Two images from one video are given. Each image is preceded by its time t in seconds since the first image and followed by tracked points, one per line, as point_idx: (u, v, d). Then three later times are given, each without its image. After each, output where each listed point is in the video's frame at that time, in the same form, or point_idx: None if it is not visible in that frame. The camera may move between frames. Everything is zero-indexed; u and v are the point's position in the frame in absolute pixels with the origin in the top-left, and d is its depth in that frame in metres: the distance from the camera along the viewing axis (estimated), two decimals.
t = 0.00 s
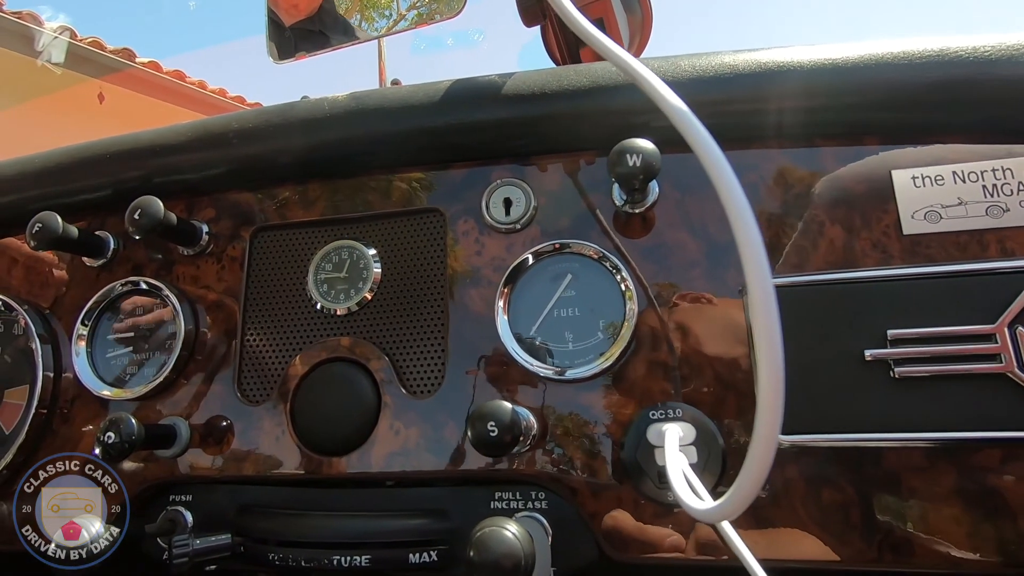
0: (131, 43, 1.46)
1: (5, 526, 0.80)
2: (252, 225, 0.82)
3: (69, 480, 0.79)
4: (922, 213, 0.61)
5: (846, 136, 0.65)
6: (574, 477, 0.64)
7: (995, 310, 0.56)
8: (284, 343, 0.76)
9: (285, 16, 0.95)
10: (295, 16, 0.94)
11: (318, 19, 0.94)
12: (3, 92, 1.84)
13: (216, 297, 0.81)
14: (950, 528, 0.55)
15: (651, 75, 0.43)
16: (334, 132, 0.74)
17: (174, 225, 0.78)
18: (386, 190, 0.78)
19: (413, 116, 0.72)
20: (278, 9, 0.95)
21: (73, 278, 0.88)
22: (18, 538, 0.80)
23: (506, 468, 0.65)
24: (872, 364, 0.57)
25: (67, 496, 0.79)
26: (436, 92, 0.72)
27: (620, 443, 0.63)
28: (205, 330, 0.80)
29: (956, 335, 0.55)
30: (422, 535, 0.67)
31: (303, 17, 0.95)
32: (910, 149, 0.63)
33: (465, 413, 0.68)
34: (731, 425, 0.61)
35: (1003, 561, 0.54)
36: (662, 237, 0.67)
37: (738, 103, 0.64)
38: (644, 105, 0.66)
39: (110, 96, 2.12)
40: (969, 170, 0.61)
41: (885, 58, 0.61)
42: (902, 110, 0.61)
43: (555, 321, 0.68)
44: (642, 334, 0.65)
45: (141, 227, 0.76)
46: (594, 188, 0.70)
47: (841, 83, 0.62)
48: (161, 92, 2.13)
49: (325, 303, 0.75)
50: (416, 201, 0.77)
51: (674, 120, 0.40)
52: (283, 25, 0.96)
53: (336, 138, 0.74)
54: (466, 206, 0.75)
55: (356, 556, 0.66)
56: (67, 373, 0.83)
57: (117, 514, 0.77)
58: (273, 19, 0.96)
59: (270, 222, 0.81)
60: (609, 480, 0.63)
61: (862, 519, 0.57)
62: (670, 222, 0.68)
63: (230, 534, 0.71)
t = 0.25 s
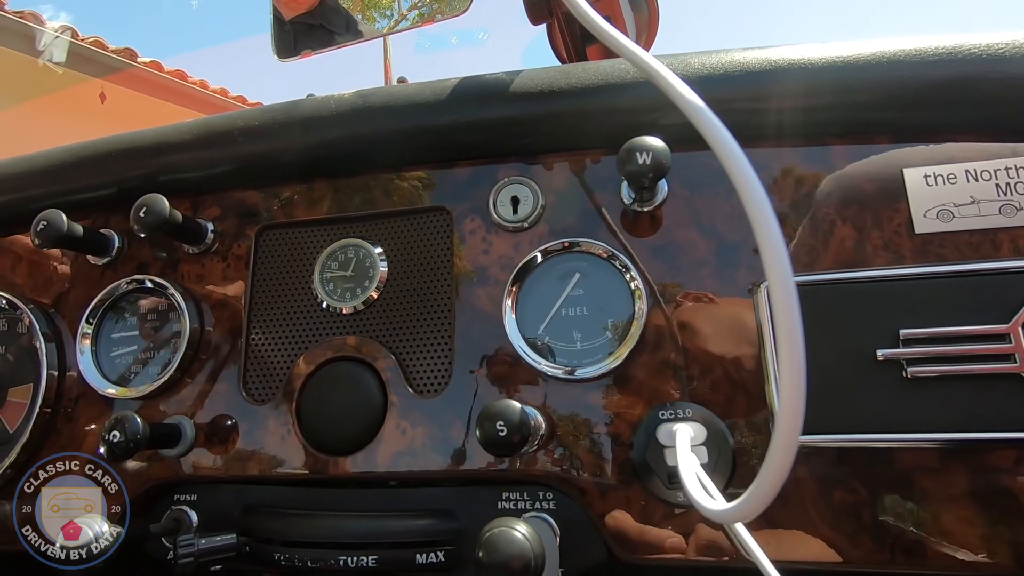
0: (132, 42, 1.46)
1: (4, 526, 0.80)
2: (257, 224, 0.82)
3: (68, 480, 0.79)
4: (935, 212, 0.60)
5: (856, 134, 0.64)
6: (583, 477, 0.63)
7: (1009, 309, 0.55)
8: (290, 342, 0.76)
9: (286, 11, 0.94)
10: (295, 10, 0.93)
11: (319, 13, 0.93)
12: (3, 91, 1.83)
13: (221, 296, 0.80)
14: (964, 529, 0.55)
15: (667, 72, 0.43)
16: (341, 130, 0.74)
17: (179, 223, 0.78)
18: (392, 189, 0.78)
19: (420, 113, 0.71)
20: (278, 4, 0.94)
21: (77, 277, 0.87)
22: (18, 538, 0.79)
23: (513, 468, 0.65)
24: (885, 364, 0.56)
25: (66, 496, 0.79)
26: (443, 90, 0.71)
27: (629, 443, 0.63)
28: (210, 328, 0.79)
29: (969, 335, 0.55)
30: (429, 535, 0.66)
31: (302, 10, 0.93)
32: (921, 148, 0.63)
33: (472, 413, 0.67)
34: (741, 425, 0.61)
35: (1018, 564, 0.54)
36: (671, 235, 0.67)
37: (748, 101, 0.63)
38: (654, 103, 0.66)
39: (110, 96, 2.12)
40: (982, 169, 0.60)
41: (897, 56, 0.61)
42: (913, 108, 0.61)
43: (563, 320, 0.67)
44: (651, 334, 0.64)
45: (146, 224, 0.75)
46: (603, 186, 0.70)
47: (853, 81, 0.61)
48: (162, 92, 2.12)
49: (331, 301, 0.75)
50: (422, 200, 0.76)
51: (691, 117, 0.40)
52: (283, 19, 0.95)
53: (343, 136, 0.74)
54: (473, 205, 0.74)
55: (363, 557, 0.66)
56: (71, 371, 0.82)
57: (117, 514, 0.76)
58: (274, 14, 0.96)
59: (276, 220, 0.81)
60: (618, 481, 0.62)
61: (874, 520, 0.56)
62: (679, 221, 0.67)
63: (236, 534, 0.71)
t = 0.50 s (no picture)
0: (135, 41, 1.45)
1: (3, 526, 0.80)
2: (263, 221, 0.81)
3: (68, 480, 0.79)
4: (947, 210, 0.60)
5: (867, 131, 0.64)
6: (592, 477, 0.63)
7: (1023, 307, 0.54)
8: (296, 340, 0.75)
9: (286, 5, 0.94)
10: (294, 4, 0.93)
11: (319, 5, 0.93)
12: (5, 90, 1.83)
13: (226, 293, 0.80)
14: (978, 530, 0.54)
15: (684, 66, 0.42)
16: (347, 127, 0.73)
17: (184, 220, 0.77)
18: (398, 187, 0.77)
19: (427, 110, 0.71)
20: None
21: (81, 275, 0.87)
22: (18, 538, 0.79)
23: (521, 467, 0.64)
24: (897, 363, 0.56)
25: (66, 496, 0.78)
26: (450, 86, 0.71)
27: (639, 442, 0.62)
28: (215, 326, 0.79)
29: (983, 333, 0.54)
30: (436, 535, 0.66)
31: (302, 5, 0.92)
32: (933, 145, 0.62)
33: (479, 411, 0.67)
34: (751, 424, 0.60)
35: None
36: (680, 233, 0.66)
37: (759, 98, 0.63)
38: (663, 100, 0.65)
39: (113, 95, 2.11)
40: (995, 166, 0.60)
41: (910, 52, 0.60)
42: (925, 105, 0.60)
43: (572, 318, 0.67)
44: (660, 332, 0.64)
45: (151, 221, 0.75)
46: (611, 184, 0.69)
47: (865, 77, 0.61)
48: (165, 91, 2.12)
49: (337, 299, 0.74)
50: (429, 197, 0.76)
51: (709, 111, 0.39)
52: (283, 13, 0.95)
53: (349, 133, 0.73)
54: (480, 202, 0.74)
55: (369, 556, 0.65)
56: (76, 370, 0.82)
57: (117, 514, 0.76)
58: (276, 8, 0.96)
59: (281, 218, 0.80)
60: (627, 480, 0.62)
61: (887, 520, 0.56)
62: (688, 218, 0.67)
63: (241, 533, 0.70)
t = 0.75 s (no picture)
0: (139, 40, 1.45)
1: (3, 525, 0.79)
2: (270, 220, 0.81)
3: (68, 479, 0.78)
4: (959, 209, 0.60)
5: (877, 130, 0.63)
6: (601, 476, 0.62)
7: None
8: (303, 339, 0.75)
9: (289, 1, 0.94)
10: None
11: None
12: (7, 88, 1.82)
13: (233, 292, 0.80)
14: (989, 530, 0.54)
15: (700, 64, 0.42)
16: (355, 125, 0.73)
17: (192, 219, 0.77)
18: (405, 186, 0.77)
19: (436, 108, 0.71)
20: None
21: (86, 273, 0.87)
22: (18, 538, 0.78)
23: (530, 466, 0.64)
24: (909, 362, 0.56)
25: (67, 496, 0.78)
26: (458, 85, 0.71)
27: (649, 442, 0.62)
28: (222, 326, 0.79)
29: (996, 333, 0.54)
30: (444, 535, 0.66)
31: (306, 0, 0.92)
32: (944, 144, 0.62)
33: (489, 411, 0.67)
34: (761, 424, 0.60)
35: None
36: (690, 232, 0.66)
37: (769, 96, 0.62)
38: (673, 99, 0.65)
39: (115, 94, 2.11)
40: (1007, 165, 0.60)
41: (922, 50, 0.60)
42: (937, 103, 0.60)
43: (580, 318, 0.66)
44: (670, 331, 0.64)
45: (159, 220, 0.75)
46: (620, 183, 0.69)
47: (876, 75, 0.60)
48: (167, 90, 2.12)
49: (344, 299, 0.74)
50: (437, 196, 0.76)
51: (726, 108, 0.39)
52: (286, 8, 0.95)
53: (356, 131, 0.73)
54: (488, 201, 0.74)
55: (378, 556, 0.65)
56: (82, 368, 0.82)
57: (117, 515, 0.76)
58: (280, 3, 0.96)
59: (288, 217, 0.80)
60: (636, 480, 0.62)
61: (898, 521, 0.56)
62: (697, 217, 0.66)
63: (249, 532, 0.70)
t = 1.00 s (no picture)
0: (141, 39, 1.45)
1: (3, 525, 0.78)
2: (275, 219, 0.81)
3: (68, 479, 0.78)
4: (970, 209, 0.59)
5: (887, 129, 0.63)
6: (608, 477, 0.62)
7: None
8: (309, 339, 0.75)
9: None
10: None
11: None
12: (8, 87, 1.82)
13: (239, 292, 0.80)
14: (1000, 531, 0.54)
15: (715, 62, 0.42)
16: (361, 124, 0.73)
17: (198, 218, 0.77)
18: (412, 185, 0.77)
19: (443, 107, 0.70)
20: None
21: (91, 272, 0.86)
22: (18, 538, 0.77)
23: (538, 467, 0.64)
24: (920, 363, 0.55)
25: (67, 496, 0.78)
26: (466, 84, 0.71)
27: (657, 442, 0.62)
28: (228, 325, 0.79)
29: (1008, 333, 0.54)
30: (451, 535, 0.65)
31: None
32: (955, 143, 0.62)
33: (496, 411, 0.66)
34: (771, 424, 0.60)
35: None
36: (698, 232, 0.66)
37: (779, 95, 0.62)
38: (682, 98, 0.65)
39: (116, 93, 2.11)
40: (1018, 165, 0.60)
41: (933, 49, 0.60)
42: (948, 102, 0.60)
43: (588, 318, 0.66)
44: (678, 332, 0.63)
45: (165, 219, 0.75)
46: (628, 182, 0.69)
47: (886, 74, 0.60)
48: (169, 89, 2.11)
49: (350, 298, 0.74)
50: (443, 195, 0.75)
51: (742, 107, 0.39)
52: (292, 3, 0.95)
53: (363, 130, 0.73)
54: (495, 201, 0.73)
55: (385, 556, 0.65)
56: (88, 367, 0.82)
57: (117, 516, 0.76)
58: None
59: (294, 216, 0.80)
60: (644, 480, 0.61)
61: (908, 522, 0.55)
62: (706, 217, 0.66)
63: (255, 532, 0.70)
